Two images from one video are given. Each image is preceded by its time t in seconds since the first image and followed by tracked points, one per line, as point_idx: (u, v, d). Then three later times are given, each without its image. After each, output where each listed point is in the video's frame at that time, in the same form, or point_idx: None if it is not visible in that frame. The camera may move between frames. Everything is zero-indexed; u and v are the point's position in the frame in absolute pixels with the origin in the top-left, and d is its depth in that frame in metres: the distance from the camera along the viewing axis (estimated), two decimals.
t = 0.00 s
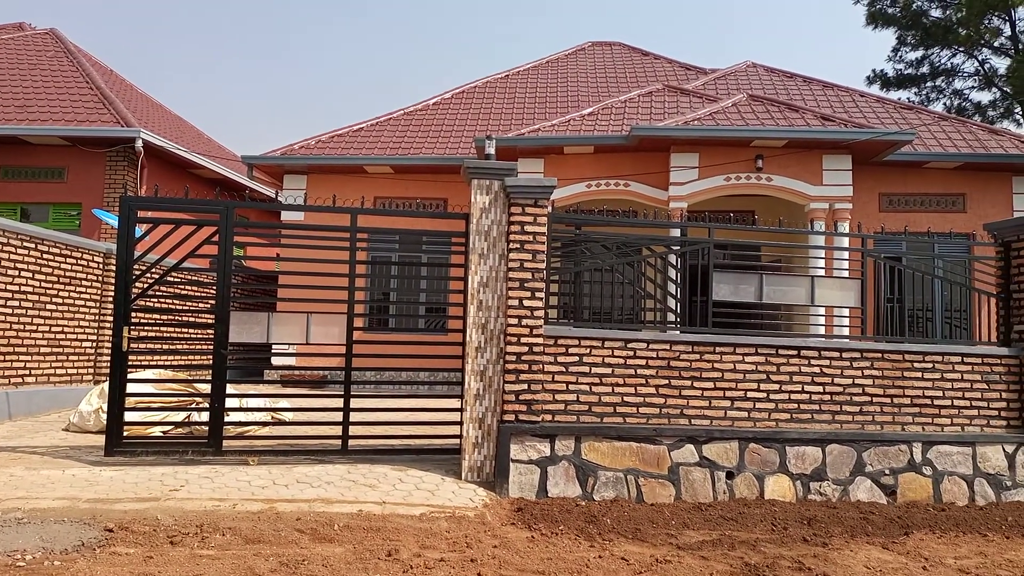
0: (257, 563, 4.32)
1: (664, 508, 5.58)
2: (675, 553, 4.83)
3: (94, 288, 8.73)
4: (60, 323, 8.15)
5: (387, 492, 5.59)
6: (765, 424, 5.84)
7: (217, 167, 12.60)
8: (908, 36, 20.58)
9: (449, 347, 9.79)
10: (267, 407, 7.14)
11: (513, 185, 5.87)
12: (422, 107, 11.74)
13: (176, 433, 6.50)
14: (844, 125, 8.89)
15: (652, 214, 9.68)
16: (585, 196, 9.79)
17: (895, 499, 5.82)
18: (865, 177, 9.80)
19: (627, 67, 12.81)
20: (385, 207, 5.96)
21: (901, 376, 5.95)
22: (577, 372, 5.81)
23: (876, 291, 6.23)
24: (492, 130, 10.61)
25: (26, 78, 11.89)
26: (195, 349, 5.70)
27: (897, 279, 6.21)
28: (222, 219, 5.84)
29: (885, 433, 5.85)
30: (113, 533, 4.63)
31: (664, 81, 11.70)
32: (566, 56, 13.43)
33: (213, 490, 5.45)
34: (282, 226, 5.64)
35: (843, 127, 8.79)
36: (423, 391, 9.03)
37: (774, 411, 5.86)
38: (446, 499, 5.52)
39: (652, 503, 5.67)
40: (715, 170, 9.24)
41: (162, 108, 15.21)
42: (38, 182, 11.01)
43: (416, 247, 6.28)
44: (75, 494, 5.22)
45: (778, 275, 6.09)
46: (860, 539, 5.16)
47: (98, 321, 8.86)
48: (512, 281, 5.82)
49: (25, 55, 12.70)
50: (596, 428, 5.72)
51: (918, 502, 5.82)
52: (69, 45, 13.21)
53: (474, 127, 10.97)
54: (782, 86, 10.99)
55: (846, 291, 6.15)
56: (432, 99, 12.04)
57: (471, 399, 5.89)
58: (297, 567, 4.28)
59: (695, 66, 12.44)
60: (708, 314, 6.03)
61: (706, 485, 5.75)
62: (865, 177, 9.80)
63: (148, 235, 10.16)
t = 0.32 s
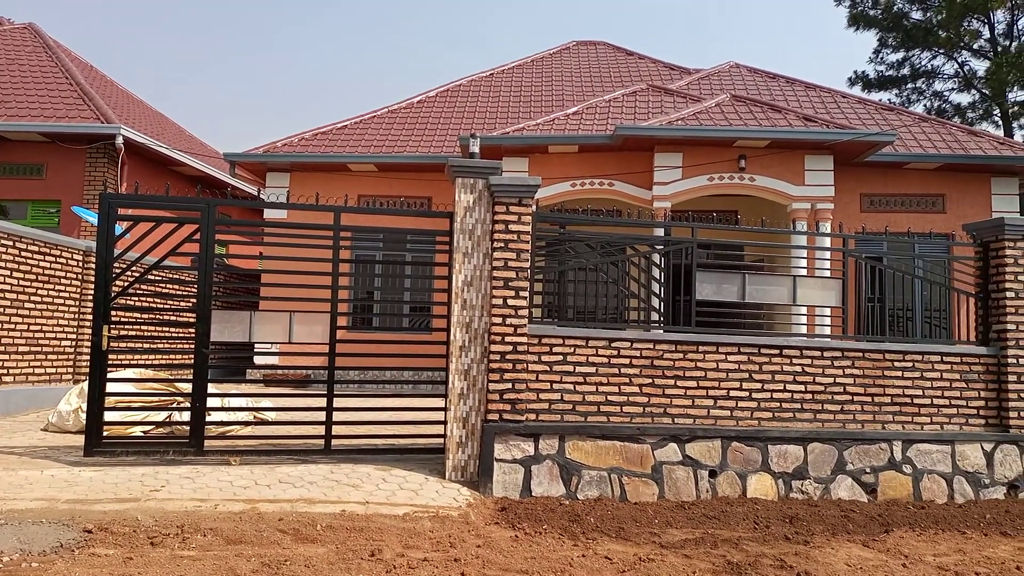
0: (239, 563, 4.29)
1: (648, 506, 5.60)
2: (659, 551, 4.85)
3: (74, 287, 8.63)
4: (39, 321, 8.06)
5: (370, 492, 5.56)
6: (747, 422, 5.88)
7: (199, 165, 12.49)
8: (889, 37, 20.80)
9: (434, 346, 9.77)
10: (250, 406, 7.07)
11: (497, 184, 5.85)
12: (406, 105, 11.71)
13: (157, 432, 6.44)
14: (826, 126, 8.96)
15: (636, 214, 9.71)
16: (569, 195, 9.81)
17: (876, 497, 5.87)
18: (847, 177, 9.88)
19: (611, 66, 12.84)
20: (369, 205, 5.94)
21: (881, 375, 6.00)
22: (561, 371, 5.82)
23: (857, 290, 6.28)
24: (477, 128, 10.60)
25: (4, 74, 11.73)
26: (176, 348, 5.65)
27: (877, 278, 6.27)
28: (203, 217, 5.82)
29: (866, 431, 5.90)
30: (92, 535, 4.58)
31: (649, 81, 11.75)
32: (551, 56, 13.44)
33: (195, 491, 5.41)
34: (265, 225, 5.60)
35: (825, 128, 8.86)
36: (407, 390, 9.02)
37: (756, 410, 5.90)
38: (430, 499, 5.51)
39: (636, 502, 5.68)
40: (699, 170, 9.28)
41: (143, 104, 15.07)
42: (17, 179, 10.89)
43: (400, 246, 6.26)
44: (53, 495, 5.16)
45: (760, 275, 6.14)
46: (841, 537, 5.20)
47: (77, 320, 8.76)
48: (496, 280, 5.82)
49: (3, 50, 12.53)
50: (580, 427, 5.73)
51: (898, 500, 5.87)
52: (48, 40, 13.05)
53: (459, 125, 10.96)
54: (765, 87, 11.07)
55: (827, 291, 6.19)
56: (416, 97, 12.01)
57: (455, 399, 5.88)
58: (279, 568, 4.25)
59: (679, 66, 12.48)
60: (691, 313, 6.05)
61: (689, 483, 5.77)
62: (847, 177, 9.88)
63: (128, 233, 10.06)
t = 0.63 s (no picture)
0: (226, 564, 4.27)
1: (636, 506, 5.61)
2: (647, 551, 4.86)
3: (60, 286, 8.57)
4: (24, 321, 7.99)
5: (359, 493, 5.54)
6: (735, 422, 5.91)
7: (187, 164, 12.42)
8: (876, 39, 20.95)
9: (423, 346, 9.77)
10: (238, 407, 7.01)
11: (486, 184, 5.85)
12: (396, 104, 11.69)
13: (143, 433, 6.40)
14: (814, 127, 9.01)
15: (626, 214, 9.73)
16: (558, 195, 9.83)
17: (863, 497, 5.90)
18: (835, 178, 9.94)
19: (601, 67, 12.87)
20: (358, 205, 5.91)
21: (868, 375, 6.04)
22: (551, 371, 5.82)
23: (845, 291, 6.31)
24: (466, 128, 10.60)
25: None
26: (163, 348, 5.62)
27: (865, 279, 6.30)
28: (191, 216, 5.82)
29: (853, 431, 5.94)
30: (78, 536, 4.55)
31: (638, 82, 11.77)
32: (541, 56, 13.45)
33: (182, 492, 5.38)
34: (253, 225, 5.57)
35: (813, 129, 8.91)
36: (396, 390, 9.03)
37: (744, 410, 5.93)
38: (419, 499, 5.50)
39: (624, 502, 5.69)
40: (687, 170, 9.31)
41: (130, 103, 14.97)
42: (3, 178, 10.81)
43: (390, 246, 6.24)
44: (38, 497, 5.12)
45: (748, 275, 6.16)
46: (828, 536, 5.23)
47: (63, 320, 8.70)
48: (486, 280, 5.81)
49: None
50: (569, 427, 5.73)
51: (885, 499, 5.90)
52: (34, 37, 12.94)
53: (449, 125, 10.94)
54: (753, 88, 11.11)
55: (815, 291, 6.22)
56: (406, 97, 11.99)
57: (444, 399, 5.86)
58: (267, 569, 4.23)
59: (668, 67, 12.51)
60: (680, 314, 6.07)
61: (678, 483, 5.78)
62: (835, 178, 9.94)
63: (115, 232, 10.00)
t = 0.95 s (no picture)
0: (211, 564, 4.25)
1: (623, 505, 5.62)
2: (634, 549, 4.88)
3: (43, 285, 8.49)
4: (6, 321, 7.92)
5: (346, 493, 5.53)
6: (722, 421, 5.94)
7: (172, 163, 12.34)
8: (862, 40, 21.13)
9: (411, 346, 9.76)
10: (224, 407, 6.97)
11: (473, 183, 5.85)
12: (383, 103, 11.66)
13: (128, 433, 6.36)
14: (800, 127, 9.06)
15: (613, 213, 9.76)
16: (546, 195, 9.84)
17: (848, 494, 5.94)
18: (821, 178, 10.01)
19: (589, 67, 12.89)
20: (344, 204, 5.89)
21: (853, 373, 6.09)
22: (538, 370, 5.83)
23: (830, 290, 6.35)
24: (454, 128, 10.59)
25: None
26: (148, 348, 5.59)
27: (850, 278, 6.34)
28: (176, 216, 5.81)
29: (838, 429, 5.98)
30: (61, 537, 4.51)
31: (626, 82, 11.80)
32: (528, 55, 13.46)
33: (167, 492, 5.34)
34: (239, 224, 5.55)
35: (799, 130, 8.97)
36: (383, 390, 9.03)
37: (730, 408, 5.96)
38: (406, 499, 5.49)
39: (612, 501, 5.71)
40: (674, 170, 9.35)
41: (114, 101, 14.85)
42: None
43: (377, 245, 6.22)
44: (21, 498, 5.07)
45: (734, 275, 6.20)
46: (813, 533, 5.26)
47: (47, 319, 8.62)
48: (473, 279, 5.82)
49: None
50: (556, 426, 5.73)
51: (870, 496, 5.95)
52: (17, 35, 12.82)
53: (437, 124, 10.93)
54: (740, 88, 11.17)
55: (800, 290, 6.26)
56: (394, 96, 11.96)
57: (431, 398, 5.84)
58: (252, 569, 4.21)
59: (656, 68, 12.55)
60: (667, 313, 6.10)
61: (665, 481, 5.81)
62: (821, 178, 10.01)
63: (100, 232, 9.91)
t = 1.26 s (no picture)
0: (200, 568, 4.23)
1: (614, 506, 5.63)
2: (624, 550, 4.88)
3: (30, 288, 8.43)
4: None
5: (336, 495, 5.51)
6: (712, 421, 5.96)
7: (161, 164, 12.27)
8: (849, 42, 21.29)
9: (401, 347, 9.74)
10: (213, 410, 6.95)
11: (463, 184, 5.84)
12: (373, 105, 11.64)
13: (116, 437, 6.32)
14: (788, 129, 9.11)
15: (603, 214, 9.77)
16: (536, 196, 9.84)
17: (837, 494, 5.97)
18: (810, 179, 10.06)
19: (579, 68, 12.91)
20: (334, 205, 5.87)
21: (842, 373, 6.12)
22: (529, 372, 5.83)
23: (819, 291, 6.38)
24: (444, 129, 10.58)
25: None
26: (136, 351, 5.56)
27: (839, 279, 6.37)
28: (165, 217, 5.78)
29: (827, 429, 6.01)
30: (49, 542, 4.48)
31: (615, 83, 11.83)
32: (518, 57, 13.47)
33: (155, 496, 5.31)
34: (227, 226, 5.53)
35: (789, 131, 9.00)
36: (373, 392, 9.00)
37: (720, 408, 5.98)
38: (396, 501, 5.47)
39: (602, 502, 5.71)
40: (664, 172, 9.37)
41: (102, 102, 14.75)
42: None
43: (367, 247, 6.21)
44: (7, 502, 5.02)
45: (724, 276, 6.22)
46: (803, 533, 5.28)
47: (34, 322, 8.55)
48: (463, 281, 5.81)
49: None
50: (547, 427, 5.74)
51: (859, 496, 5.98)
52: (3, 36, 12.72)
53: (427, 125, 10.92)
54: (729, 90, 11.21)
55: (789, 291, 6.29)
56: (383, 97, 11.94)
57: (422, 400, 5.84)
58: (242, 572, 4.19)
59: (645, 69, 12.59)
60: (657, 314, 6.11)
61: (655, 482, 5.82)
62: (810, 179, 10.06)
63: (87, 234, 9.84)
